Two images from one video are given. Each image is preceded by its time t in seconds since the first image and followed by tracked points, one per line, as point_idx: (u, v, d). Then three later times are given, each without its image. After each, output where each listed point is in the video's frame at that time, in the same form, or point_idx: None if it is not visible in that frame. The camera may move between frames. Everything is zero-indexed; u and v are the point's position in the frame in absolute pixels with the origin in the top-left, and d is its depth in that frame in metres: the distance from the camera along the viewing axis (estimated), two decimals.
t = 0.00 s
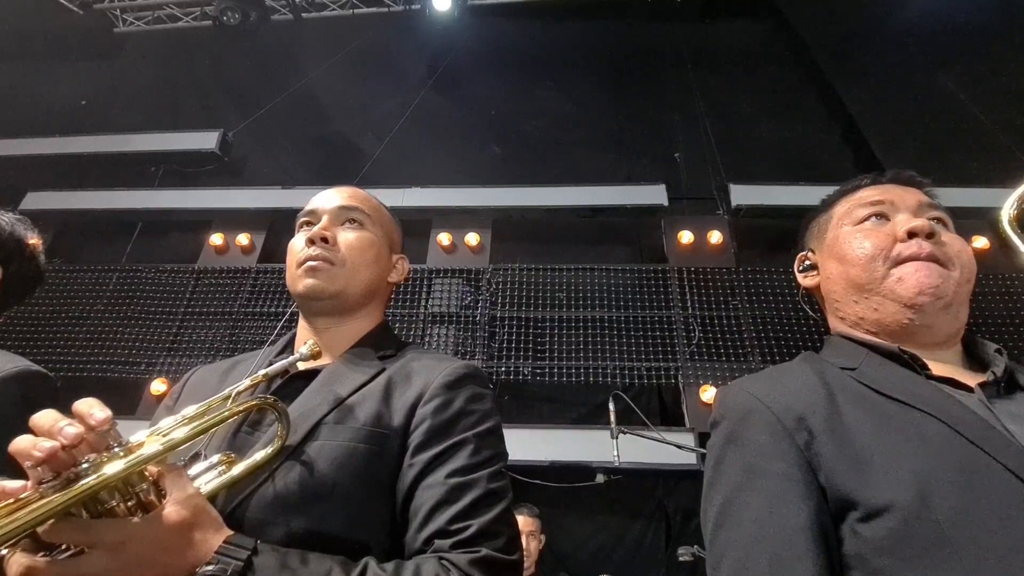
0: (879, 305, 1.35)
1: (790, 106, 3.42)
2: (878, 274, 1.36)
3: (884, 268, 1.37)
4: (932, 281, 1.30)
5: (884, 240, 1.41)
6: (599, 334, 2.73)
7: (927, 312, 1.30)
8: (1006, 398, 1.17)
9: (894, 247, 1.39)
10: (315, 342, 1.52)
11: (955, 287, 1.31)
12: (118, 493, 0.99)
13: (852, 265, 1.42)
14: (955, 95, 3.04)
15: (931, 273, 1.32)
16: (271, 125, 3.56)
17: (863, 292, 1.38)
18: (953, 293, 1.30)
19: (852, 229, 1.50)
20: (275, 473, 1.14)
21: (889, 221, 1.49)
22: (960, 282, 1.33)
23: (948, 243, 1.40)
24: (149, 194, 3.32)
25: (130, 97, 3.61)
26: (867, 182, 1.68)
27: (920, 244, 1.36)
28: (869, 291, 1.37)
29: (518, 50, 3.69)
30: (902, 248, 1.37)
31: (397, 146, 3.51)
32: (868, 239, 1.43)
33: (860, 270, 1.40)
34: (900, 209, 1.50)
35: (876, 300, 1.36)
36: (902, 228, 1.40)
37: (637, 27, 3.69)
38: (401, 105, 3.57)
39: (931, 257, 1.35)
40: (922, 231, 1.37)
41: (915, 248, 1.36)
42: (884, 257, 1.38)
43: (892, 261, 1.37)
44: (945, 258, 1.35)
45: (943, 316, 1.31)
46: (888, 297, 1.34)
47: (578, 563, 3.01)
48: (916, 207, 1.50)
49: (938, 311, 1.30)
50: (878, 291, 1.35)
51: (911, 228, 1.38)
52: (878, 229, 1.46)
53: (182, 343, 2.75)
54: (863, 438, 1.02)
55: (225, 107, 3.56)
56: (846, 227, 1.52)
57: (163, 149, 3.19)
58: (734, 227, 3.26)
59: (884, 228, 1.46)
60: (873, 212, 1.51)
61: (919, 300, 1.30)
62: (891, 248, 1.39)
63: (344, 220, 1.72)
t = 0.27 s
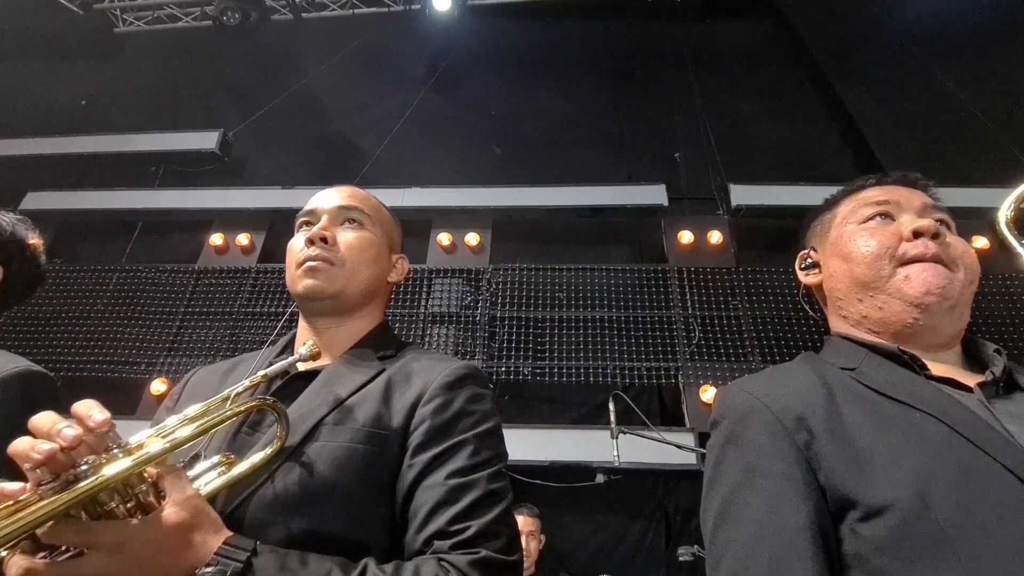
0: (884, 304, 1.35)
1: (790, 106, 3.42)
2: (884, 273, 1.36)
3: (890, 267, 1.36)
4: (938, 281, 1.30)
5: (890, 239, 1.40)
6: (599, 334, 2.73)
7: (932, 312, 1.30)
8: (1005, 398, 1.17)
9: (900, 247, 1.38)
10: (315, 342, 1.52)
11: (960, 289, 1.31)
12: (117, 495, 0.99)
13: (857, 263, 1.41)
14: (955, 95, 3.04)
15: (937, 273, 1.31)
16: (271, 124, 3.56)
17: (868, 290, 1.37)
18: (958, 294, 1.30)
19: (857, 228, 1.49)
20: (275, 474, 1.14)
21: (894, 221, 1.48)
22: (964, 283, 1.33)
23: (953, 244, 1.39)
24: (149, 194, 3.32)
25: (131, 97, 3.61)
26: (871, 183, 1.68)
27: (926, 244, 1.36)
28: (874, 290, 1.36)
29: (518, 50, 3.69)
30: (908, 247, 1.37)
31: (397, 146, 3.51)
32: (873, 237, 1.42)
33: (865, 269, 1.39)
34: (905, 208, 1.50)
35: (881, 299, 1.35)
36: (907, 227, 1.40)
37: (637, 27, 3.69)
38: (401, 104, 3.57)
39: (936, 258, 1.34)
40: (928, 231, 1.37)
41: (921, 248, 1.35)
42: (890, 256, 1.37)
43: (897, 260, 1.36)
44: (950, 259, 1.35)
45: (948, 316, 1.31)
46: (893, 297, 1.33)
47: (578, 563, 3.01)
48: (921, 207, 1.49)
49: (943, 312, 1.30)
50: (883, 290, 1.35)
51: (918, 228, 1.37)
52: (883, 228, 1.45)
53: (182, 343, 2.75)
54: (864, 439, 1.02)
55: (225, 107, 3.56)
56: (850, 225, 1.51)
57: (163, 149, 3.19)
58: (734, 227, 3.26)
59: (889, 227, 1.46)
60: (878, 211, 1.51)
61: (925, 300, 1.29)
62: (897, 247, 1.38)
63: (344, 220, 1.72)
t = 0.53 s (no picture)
0: (883, 305, 1.35)
1: (790, 106, 3.42)
2: (884, 274, 1.36)
3: (889, 268, 1.36)
4: (937, 282, 1.30)
5: (891, 241, 1.40)
6: (599, 334, 2.73)
7: (930, 313, 1.30)
8: (1002, 397, 1.17)
9: (901, 248, 1.38)
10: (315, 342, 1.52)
11: (959, 290, 1.31)
12: (117, 495, 0.99)
13: (857, 264, 1.41)
14: (955, 95, 3.04)
15: (936, 275, 1.31)
16: (271, 124, 3.56)
17: (867, 291, 1.37)
18: (956, 296, 1.30)
19: (858, 228, 1.49)
20: (275, 474, 1.14)
21: (895, 222, 1.48)
22: (964, 285, 1.33)
23: (953, 247, 1.39)
24: (150, 194, 3.32)
25: (131, 97, 3.61)
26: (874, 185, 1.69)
27: (927, 245, 1.36)
28: (873, 290, 1.37)
29: (519, 50, 3.69)
30: (909, 249, 1.37)
31: (397, 146, 3.51)
32: (874, 238, 1.42)
33: (865, 269, 1.39)
34: (906, 211, 1.49)
35: (880, 299, 1.35)
36: (909, 229, 1.39)
37: (637, 27, 3.69)
38: (402, 104, 3.57)
39: (937, 259, 1.34)
40: (929, 234, 1.37)
41: (921, 249, 1.35)
42: (890, 257, 1.37)
43: (897, 261, 1.36)
44: (950, 261, 1.35)
45: (946, 318, 1.31)
46: (892, 297, 1.33)
47: (578, 563, 3.01)
48: (923, 209, 1.49)
49: (941, 313, 1.30)
50: (882, 290, 1.35)
51: (919, 230, 1.37)
52: (884, 229, 1.45)
53: (182, 343, 2.75)
54: (862, 439, 1.02)
55: (226, 107, 3.56)
56: (851, 225, 1.51)
57: (163, 149, 3.19)
58: (734, 227, 3.26)
59: (891, 229, 1.46)
60: (881, 212, 1.50)
61: (923, 301, 1.30)
62: (897, 248, 1.38)
63: (344, 220, 1.72)
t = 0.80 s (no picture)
0: (880, 305, 1.35)
1: (791, 106, 3.42)
2: (881, 274, 1.36)
3: (887, 268, 1.36)
4: (933, 282, 1.30)
5: (889, 242, 1.40)
6: (599, 334, 2.73)
7: (926, 313, 1.30)
8: (998, 396, 1.17)
9: (898, 248, 1.38)
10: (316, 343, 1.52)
11: (955, 291, 1.31)
12: (118, 495, 0.99)
13: (855, 264, 1.41)
14: (956, 95, 3.04)
15: (933, 275, 1.31)
16: (271, 124, 3.56)
17: (865, 291, 1.37)
18: (953, 296, 1.30)
19: (856, 229, 1.48)
20: (276, 473, 1.14)
21: (893, 224, 1.48)
22: (961, 286, 1.33)
23: (950, 249, 1.39)
24: (150, 194, 3.33)
25: (131, 97, 3.61)
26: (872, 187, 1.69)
27: (924, 246, 1.36)
28: (870, 291, 1.36)
29: (518, 50, 3.69)
30: (906, 249, 1.37)
31: (397, 146, 3.51)
32: (871, 239, 1.42)
33: (863, 269, 1.39)
34: (904, 212, 1.49)
35: (877, 299, 1.35)
36: (907, 230, 1.39)
37: (637, 27, 3.69)
38: (401, 104, 3.58)
39: (934, 260, 1.34)
40: (927, 235, 1.37)
41: (919, 250, 1.35)
42: (888, 257, 1.37)
43: (895, 261, 1.36)
44: (947, 262, 1.35)
45: (942, 318, 1.31)
46: (889, 297, 1.33)
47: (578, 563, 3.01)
48: (921, 211, 1.49)
49: (938, 313, 1.30)
50: (879, 291, 1.35)
51: (916, 231, 1.37)
52: (882, 230, 1.45)
53: (182, 343, 2.75)
54: (863, 439, 1.02)
55: (226, 107, 3.56)
56: (849, 226, 1.51)
57: (163, 149, 3.19)
58: (734, 227, 3.26)
59: (888, 230, 1.45)
60: (879, 214, 1.50)
61: (920, 300, 1.30)
62: (895, 249, 1.38)
63: (344, 220, 1.72)
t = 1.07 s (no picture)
0: (880, 304, 1.35)
1: (791, 106, 3.42)
2: (881, 274, 1.36)
3: (887, 268, 1.36)
4: (934, 282, 1.30)
5: (889, 242, 1.40)
6: (599, 333, 2.73)
7: (927, 312, 1.30)
8: (999, 396, 1.17)
9: (899, 248, 1.38)
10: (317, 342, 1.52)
11: (955, 290, 1.31)
12: (120, 493, 0.99)
13: (856, 264, 1.41)
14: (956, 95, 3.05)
15: (933, 274, 1.32)
16: (271, 124, 3.56)
17: (865, 290, 1.38)
18: (953, 296, 1.30)
19: (857, 229, 1.49)
20: (276, 473, 1.14)
21: (893, 224, 1.48)
22: (961, 286, 1.33)
23: (950, 249, 1.40)
24: (150, 194, 3.33)
25: (131, 97, 3.61)
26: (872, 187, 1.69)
27: (925, 246, 1.36)
28: (870, 290, 1.37)
29: (519, 50, 3.69)
30: (906, 249, 1.37)
31: (397, 146, 3.51)
32: (872, 238, 1.42)
33: (863, 269, 1.39)
34: (905, 212, 1.49)
35: (877, 299, 1.35)
36: (908, 230, 1.40)
37: (637, 28, 3.70)
38: (402, 105, 3.58)
39: (934, 260, 1.34)
40: (927, 235, 1.37)
41: (919, 250, 1.35)
42: (889, 257, 1.37)
43: (895, 261, 1.36)
44: (947, 262, 1.35)
45: (942, 317, 1.31)
46: (889, 296, 1.34)
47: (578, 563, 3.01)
48: (921, 211, 1.49)
49: (938, 313, 1.31)
50: (879, 290, 1.35)
51: (917, 231, 1.37)
52: (882, 230, 1.45)
53: (182, 343, 2.75)
54: (863, 439, 1.02)
55: (226, 107, 3.56)
56: (850, 226, 1.51)
57: (163, 149, 3.19)
58: (734, 227, 3.26)
59: (889, 230, 1.46)
60: (879, 214, 1.50)
61: (920, 300, 1.30)
62: (895, 249, 1.38)
63: (345, 221, 1.72)
